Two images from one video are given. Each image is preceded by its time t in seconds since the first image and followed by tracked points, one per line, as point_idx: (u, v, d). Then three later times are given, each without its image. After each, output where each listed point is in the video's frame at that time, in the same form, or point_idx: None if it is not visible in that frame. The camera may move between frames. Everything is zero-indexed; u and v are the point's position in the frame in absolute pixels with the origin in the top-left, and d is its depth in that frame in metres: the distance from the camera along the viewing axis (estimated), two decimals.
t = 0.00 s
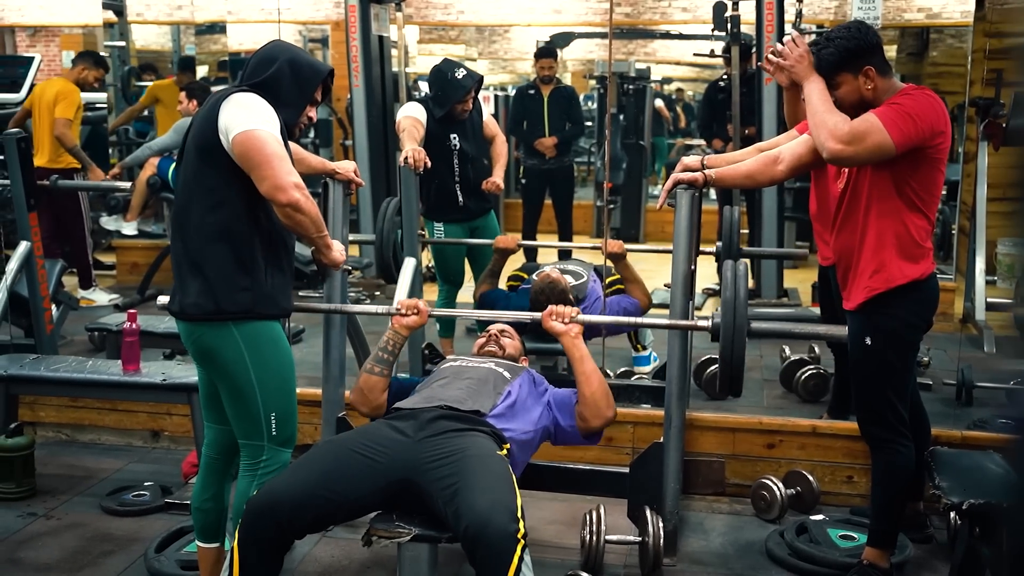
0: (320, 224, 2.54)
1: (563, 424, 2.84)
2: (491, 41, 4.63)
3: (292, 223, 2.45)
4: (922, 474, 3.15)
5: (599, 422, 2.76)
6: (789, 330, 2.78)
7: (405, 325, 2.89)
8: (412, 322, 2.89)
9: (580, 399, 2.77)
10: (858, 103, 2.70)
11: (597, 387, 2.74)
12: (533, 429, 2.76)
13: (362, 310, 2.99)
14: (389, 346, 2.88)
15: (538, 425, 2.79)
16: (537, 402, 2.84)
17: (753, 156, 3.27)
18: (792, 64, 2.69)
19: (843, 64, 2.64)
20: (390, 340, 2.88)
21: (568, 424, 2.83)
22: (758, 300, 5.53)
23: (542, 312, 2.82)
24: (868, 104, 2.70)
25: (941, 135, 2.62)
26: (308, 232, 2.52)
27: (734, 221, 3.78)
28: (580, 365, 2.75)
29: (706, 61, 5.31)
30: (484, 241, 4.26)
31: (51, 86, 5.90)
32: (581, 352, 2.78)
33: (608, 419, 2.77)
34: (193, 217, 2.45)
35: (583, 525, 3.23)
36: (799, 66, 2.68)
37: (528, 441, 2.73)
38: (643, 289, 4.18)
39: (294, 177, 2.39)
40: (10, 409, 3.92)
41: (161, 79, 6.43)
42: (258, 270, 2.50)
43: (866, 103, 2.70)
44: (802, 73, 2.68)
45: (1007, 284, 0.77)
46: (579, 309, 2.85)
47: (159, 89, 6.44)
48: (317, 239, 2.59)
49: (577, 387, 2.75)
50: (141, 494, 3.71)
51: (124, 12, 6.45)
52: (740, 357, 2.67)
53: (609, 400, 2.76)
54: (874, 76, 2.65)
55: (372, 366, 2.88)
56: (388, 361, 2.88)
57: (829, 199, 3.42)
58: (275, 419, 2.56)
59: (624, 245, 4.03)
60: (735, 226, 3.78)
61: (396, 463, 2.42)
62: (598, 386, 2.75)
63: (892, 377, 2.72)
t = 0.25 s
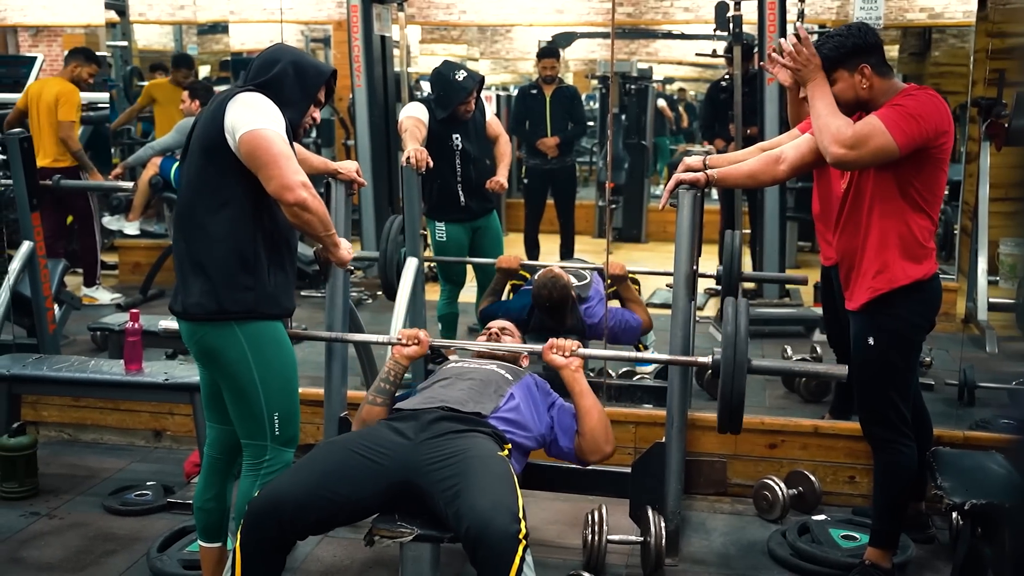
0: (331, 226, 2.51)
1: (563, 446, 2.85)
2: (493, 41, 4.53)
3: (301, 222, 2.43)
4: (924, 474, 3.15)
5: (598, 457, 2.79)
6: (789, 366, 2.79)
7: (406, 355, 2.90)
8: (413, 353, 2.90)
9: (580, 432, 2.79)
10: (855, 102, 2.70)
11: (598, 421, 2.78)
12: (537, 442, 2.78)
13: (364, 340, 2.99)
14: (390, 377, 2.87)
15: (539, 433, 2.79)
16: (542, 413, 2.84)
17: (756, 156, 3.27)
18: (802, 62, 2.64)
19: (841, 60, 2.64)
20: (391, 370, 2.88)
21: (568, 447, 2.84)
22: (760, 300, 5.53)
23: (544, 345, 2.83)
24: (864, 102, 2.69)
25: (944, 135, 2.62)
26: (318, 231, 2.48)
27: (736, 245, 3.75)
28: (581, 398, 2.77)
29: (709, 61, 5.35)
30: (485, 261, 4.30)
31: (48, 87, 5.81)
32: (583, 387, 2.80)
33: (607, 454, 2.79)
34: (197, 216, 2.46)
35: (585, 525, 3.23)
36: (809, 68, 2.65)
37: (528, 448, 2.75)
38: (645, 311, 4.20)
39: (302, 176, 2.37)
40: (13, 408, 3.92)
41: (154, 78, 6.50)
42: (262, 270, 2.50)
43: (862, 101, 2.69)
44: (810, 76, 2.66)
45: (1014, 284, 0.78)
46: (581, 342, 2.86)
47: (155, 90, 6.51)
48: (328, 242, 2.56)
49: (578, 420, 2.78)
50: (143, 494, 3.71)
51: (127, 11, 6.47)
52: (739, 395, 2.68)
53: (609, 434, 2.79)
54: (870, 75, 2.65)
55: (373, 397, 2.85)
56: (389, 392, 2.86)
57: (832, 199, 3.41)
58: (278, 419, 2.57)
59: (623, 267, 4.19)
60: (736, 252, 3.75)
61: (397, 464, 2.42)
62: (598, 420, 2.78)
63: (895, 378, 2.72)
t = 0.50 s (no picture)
0: (336, 221, 2.49)
1: (567, 435, 2.85)
2: (495, 40, 4.63)
3: (305, 223, 2.43)
4: (927, 474, 3.15)
5: (602, 442, 2.79)
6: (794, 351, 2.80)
7: (410, 340, 2.87)
8: (418, 339, 2.86)
9: (584, 418, 2.79)
10: (852, 101, 2.71)
11: (602, 407, 2.77)
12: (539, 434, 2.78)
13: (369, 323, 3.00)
14: (394, 361, 2.89)
15: (543, 428, 2.80)
16: (545, 408, 2.85)
17: (758, 155, 3.28)
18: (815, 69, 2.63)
19: (839, 58, 2.65)
20: (394, 354, 2.88)
21: (572, 435, 2.84)
22: (762, 300, 5.54)
23: (547, 331, 2.79)
24: (863, 101, 2.70)
25: (948, 135, 2.62)
26: (324, 230, 2.48)
27: (740, 234, 3.76)
28: (586, 385, 2.76)
29: (710, 61, 5.30)
30: (488, 252, 4.40)
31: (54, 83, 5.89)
32: (587, 372, 2.78)
33: (611, 439, 2.80)
34: (199, 216, 2.46)
35: (587, 524, 3.23)
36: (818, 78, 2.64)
37: (533, 446, 2.76)
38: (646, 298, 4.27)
39: (303, 175, 2.38)
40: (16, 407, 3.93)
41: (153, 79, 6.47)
42: (263, 271, 2.51)
43: (859, 100, 2.70)
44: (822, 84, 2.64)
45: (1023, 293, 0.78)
46: (585, 327, 2.82)
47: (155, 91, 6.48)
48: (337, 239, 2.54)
49: (583, 406, 2.77)
50: (146, 493, 3.72)
51: (129, 12, 6.48)
52: (743, 380, 2.68)
53: (612, 420, 2.79)
54: (869, 73, 2.66)
55: (376, 381, 2.88)
56: (392, 376, 2.89)
57: (834, 198, 3.43)
58: (283, 418, 2.57)
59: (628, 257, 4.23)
60: (740, 241, 3.77)
61: (401, 463, 2.42)
62: (602, 405, 2.77)
63: (898, 377, 2.72)
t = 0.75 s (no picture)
0: (343, 229, 2.53)
1: (572, 412, 2.82)
2: (498, 40, 4.70)
3: (313, 227, 2.45)
4: (930, 474, 3.15)
5: (606, 400, 2.75)
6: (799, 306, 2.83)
7: (415, 300, 2.88)
8: (423, 297, 2.88)
9: (588, 378, 2.76)
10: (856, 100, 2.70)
11: (605, 362, 2.72)
12: (539, 424, 2.76)
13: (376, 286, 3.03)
14: (399, 321, 2.89)
15: (548, 420, 2.79)
16: (547, 398, 2.84)
17: (760, 155, 3.28)
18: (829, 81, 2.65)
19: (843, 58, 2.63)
20: (400, 315, 2.89)
21: (577, 410, 2.81)
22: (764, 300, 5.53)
23: (552, 289, 2.81)
24: (868, 100, 2.70)
25: (957, 133, 2.62)
26: (330, 236, 2.51)
27: (744, 204, 3.78)
28: (588, 341, 2.74)
29: (712, 61, 5.30)
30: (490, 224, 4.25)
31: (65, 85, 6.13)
32: (590, 330, 2.78)
33: (614, 398, 2.75)
34: (212, 218, 2.46)
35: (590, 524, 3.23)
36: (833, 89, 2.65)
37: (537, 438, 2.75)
38: (648, 274, 4.14)
39: (314, 181, 2.39)
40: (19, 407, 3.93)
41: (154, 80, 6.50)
42: (276, 273, 2.51)
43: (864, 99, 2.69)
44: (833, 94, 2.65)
45: None
46: (590, 285, 2.82)
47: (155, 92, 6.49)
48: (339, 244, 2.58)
49: (585, 362, 2.73)
50: (148, 493, 3.73)
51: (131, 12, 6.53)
52: (749, 339, 2.67)
53: (616, 379, 2.74)
54: (870, 72, 2.66)
55: (382, 341, 2.89)
56: (398, 337, 2.89)
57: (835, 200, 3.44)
58: (297, 418, 2.58)
59: (632, 230, 4.02)
60: (745, 212, 3.79)
61: (406, 460, 2.43)
62: (605, 363, 2.73)
63: (901, 377, 2.73)
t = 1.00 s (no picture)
0: (368, 231, 2.53)
1: (576, 425, 2.84)
2: (500, 40, 4.64)
3: (339, 231, 2.46)
4: (934, 474, 3.15)
5: (610, 423, 2.76)
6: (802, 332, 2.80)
7: (420, 322, 2.89)
8: (426, 319, 2.90)
9: (592, 400, 2.76)
10: (859, 98, 2.69)
11: (609, 386, 2.74)
12: (543, 430, 2.76)
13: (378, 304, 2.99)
14: (403, 343, 2.88)
15: (549, 425, 2.79)
16: (551, 403, 2.83)
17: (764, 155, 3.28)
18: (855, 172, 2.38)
19: (844, 53, 2.62)
20: (404, 336, 2.87)
21: (581, 425, 2.83)
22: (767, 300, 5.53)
23: (556, 311, 2.84)
24: (870, 97, 2.68)
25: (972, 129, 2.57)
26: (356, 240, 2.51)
27: (747, 220, 3.80)
28: (593, 364, 2.74)
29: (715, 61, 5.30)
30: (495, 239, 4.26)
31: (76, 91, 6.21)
32: (593, 352, 2.78)
33: (619, 420, 2.76)
34: (239, 220, 2.47)
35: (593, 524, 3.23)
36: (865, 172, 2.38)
37: (539, 441, 2.74)
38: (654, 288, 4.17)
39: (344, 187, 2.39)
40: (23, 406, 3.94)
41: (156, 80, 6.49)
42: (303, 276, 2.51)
43: (867, 96, 2.68)
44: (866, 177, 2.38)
45: None
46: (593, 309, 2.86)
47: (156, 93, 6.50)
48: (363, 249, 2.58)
49: (589, 386, 2.75)
50: (152, 493, 3.73)
51: (134, 11, 6.42)
52: (753, 360, 2.67)
53: (620, 401, 2.75)
54: (874, 69, 2.64)
55: (384, 361, 2.86)
56: (401, 357, 2.87)
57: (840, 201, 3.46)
58: (316, 420, 2.59)
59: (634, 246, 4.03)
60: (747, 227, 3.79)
61: (407, 463, 2.43)
62: (608, 385, 2.74)
63: (904, 378, 2.73)
